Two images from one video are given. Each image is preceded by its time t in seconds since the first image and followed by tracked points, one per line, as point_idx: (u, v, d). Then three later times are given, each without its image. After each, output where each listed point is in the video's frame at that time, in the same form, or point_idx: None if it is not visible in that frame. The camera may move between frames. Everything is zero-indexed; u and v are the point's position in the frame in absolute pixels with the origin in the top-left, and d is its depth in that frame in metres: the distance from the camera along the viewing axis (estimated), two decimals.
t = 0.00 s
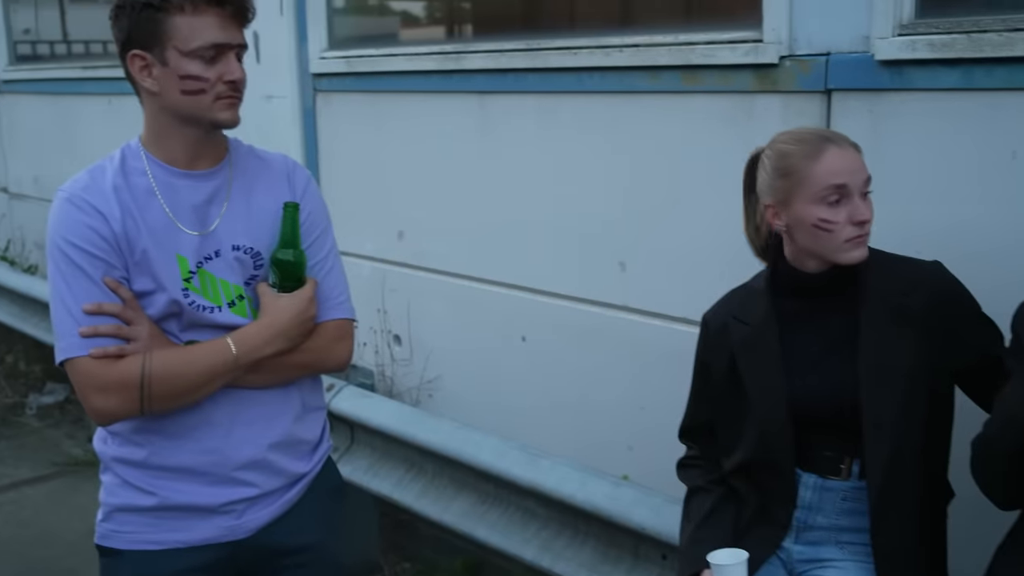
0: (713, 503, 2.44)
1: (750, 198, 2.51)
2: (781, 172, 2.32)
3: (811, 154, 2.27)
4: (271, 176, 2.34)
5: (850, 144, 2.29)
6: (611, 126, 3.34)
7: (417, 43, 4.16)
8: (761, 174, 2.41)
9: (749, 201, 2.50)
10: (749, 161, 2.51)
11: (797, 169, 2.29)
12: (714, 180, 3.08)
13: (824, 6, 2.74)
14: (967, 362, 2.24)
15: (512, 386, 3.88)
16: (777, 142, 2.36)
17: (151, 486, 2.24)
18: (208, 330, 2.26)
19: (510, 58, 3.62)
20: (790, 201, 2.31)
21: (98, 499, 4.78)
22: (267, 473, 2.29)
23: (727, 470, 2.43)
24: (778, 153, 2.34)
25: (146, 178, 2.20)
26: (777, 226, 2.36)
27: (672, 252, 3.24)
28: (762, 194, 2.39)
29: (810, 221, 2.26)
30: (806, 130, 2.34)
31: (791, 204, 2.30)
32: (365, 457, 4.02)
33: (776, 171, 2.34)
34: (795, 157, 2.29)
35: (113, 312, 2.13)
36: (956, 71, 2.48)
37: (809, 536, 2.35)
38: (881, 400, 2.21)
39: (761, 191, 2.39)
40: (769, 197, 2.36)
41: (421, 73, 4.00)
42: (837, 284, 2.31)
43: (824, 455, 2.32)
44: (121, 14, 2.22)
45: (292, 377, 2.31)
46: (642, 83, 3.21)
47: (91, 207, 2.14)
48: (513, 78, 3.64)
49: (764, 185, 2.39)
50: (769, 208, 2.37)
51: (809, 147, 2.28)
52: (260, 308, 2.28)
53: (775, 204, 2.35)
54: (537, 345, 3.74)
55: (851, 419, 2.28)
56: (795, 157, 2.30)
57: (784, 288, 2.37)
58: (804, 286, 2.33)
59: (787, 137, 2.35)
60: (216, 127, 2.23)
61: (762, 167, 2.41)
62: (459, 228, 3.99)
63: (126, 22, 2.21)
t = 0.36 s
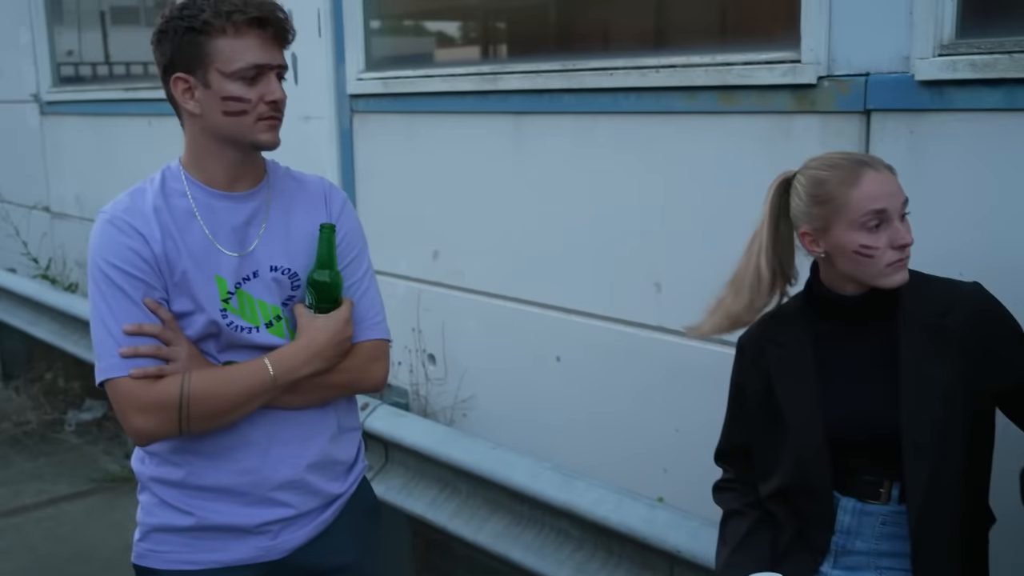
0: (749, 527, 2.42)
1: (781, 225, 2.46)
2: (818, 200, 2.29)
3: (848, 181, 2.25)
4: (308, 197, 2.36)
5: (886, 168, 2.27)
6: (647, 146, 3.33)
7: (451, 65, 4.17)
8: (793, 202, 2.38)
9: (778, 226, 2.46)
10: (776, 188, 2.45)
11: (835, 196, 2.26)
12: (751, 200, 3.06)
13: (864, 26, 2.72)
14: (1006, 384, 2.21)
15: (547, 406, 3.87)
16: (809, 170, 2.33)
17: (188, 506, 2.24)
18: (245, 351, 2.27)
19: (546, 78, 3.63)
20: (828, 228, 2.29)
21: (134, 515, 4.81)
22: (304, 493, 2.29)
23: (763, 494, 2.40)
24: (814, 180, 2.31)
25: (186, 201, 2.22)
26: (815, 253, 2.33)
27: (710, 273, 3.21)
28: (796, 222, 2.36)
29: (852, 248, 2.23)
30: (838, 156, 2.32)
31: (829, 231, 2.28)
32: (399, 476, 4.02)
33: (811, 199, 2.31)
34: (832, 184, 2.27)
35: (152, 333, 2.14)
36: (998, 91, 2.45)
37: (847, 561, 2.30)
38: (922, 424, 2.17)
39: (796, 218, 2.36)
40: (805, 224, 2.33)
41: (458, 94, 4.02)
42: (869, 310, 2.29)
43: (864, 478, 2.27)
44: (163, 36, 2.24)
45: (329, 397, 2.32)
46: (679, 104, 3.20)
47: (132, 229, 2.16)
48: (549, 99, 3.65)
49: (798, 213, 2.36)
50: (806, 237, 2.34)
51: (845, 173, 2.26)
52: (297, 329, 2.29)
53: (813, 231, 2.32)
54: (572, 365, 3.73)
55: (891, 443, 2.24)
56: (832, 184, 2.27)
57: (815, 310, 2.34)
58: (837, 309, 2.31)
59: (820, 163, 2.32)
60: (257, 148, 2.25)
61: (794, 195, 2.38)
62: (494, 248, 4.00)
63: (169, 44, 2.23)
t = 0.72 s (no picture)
0: (772, 547, 2.39)
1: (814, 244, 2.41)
2: (849, 217, 2.26)
3: (880, 198, 2.22)
4: (332, 213, 2.37)
5: (918, 185, 2.24)
6: (670, 162, 3.33)
7: (474, 81, 4.18)
8: (824, 218, 2.34)
9: (813, 246, 2.40)
10: (809, 207, 2.42)
11: (866, 213, 2.23)
12: (775, 218, 3.05)
13: (889, 43, 2.70)
14: None
15: (568, 422, 3.85)
16: (840, 187, 2.31)
17: (209, 520, 2.25)
18: (267, 366, 2.28)
19: (569, 94, 3.62)
20: (858, 246, 2.26)
21: (156, 527, 4.83)
22: (325, 508, 2.30)
23: (787, 513, 2.38)
24: (846, 197, 2.28)
25: (210, 216, 2.23)
26: (844, 270, 2.30)
27: (734, 290, 3.20)
28: (826, 239, 2.34)
29: (882, 267, 2.20)
30: (870, 172, 2.28)
31: (859, 249, 2.25)
32: (419, 490, 4.02)
33: (842, 216, 2.28)
34: (863, 202, 2.24)
35: (174, 347, 2.15)
36: None
37: None
38: (950, 445, 2.13)
39: (826, 235, 2.33)
40: (836, 241, 2.30)
41: (481, 109, 4.03)
42: (896, 329, 2.26)
43: (890, 499, 2.24)
44: (191, 53, 2.26)
45: (351, 413, 2.32)
46: (703, 121, 3.20)
47: (155, 243, 2.17)
48: (572, 115, 3.65)
49: (827, 230, 2.33)
50: (836, 253, 2.31)
51: (877, 191, 2.23)
52: (319, 344, 2.30)
53: (843, 248, 2.29)
54: (594, 381, 3.71)
55: (918, 463, 2.21)
56: (863, 202, 2.24)
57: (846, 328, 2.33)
58: (864, 326, 2.29)
59: (851, 180, 2.29)
60: (278, 166, 2.25)
61: (825, 212, 2.35)
62: (516, 263, 3.99)
63: (194, 61, 2.24)
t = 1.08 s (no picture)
0: (794, 560, 2.39)
1: (836, 256, 2.40)
2: (876, 230, 2.25)
3: (908, 212, 2.21)
4: (354, 224, 2.38)
5: (945, 200, 2.23)
6: (691, 173, 3.32)
7: (495, 92, 4.20)
8: (849, 231, 2.33)
9: (832, 258, 2.40)
10: (832, 218, 2.41)
11: (893, 227, 2.22)
12: (796, 229, 3.04)
13: (913, 55, 2.69)
14: None
15: (588, 433, 3.85)
16: (866, 199, 2.29)
17: (230, 530, 2.25)
18: (288, 375, 2.28)
19: (590, 105, 3.63)
20: (884, 259, 2.25)
21: (176, 535, 4.85)
22: (345, 519, 2.30)
23: (809, 527, 2.37)
24: (873, 210, 2.27)
25: (233, 226, 2.24)
26: (869, 283, 2.29)
27: (755, 301, 3.19)
28: (851, 251, 2.32)
29: (908, 281, 2.19)
30: (897, 186, 2.27)
31: (885, 262, 2.24)
32: (438, 500, 4.02)
33: (869, 229, 2.26)
34: (891, 215, 2.23)
35: (197, 357, 2.16)
36: None
37: None
38: (975, 461, 2.11)
39: (851, 248, 2.32)
40: (861, 254, 2.29)
41: (501, 120, 4.03)
42: (921, 344, 2.24)
43: (915, 514, 2.22)
44: (215, 63, 2.27)
45: (371, 423, 2.33)
46: (724, 132, 3.20)
47: (179, 253, 2.19)
48: (593, 125, 3.65)
49: (853, 243, 2.31)
50: (861, 267, 2.29)
51: (904, 205, 2.22)
52: (340, 354, 2.30)
53: (868, 262, 2.28)
54: (613, 392, 3.71)
55: (943, 478, 2.19)
56: (890, 216, 2.23)
57: (860, 343, 2.30)
58: (892, 340, 2.27)
59: (877, 193, 2.28)
60: (302, 177, 2.27)
61: (850, 224, 2.33)
62: (536, 273, 3.99)
63: (220, 72, 2.26)
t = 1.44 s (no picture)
0: (811, 567, 2.37)
1: (859, 264, 2.40)
2: (897, 240, 2.24)
3: (930, 223, 2.19)
4: (371, 227, 2.39)
5: (969, 210, 2.21)
6: (706, 178, 3.32)
7: (511, 97, 4.21)
8: (871, 240, 2.32)
9: (856, 266, 2.40)
10: (855, 225, 2.40)
11: (915, 237, 2.21)
12: (813, 235, 3.03)
13: (931, 60, 2.68)
14: None
15: (602, 437, 3.84)
16: (888, 209, 2.28)
17: (247, 533, 2.26)
18: (305, 378, 2.29)
19: (606, 110, 3.63)
20: (906, 269, 2.23)
21: (190, 538, 4.86)
22: (360, 522, 2.30)
23: (827, 533, 2.35)
24: (895, 220, 2.25)
25: (251, 229, 2.25)
26: (891, 293, 2.27)
27: (772, 308, 3.18)
28: (873, 261, 2.31)
29: (930, 292, 2.18)
30: (920, 195, 2.25)
31: (907, 273, 2.22)
32: (452, 505, 4.02)
33: (891, 239, 2.25)
34: (913, 226, 2.21)
35: (216, 358, 2.17)
36: None
37: None
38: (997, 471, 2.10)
39: (874, 257, 2.30)
40: (883, 264, 2.27)
41: (517, 125, 4.04)
42: (942, 353, 2.23)
43: (933, 523, 2.21)
44: (236, 67, 2.28)
45: (386, 426, 2.33)
46: (740, 137, 3.19)
47: (198, 255, 2.19)
48: (609, 130, 3.65)
49: (875, 251, 2.30)
50: (882, 276, 2.28)
51: (926, 215, 2.20)
52: (356, 357, 2.31)
53: (890, 271, 2.26)
54: (628, 397, 3.70)
55: (963, 487, 2.18)
56: (913, 225, 2.21)
57: (882, 351, 2.29)
58: (913, 349, 2.26)
59: (899, 202, 2.27)
60: (320, 181, 2.27)
61: (872, 233, 2.32)
62: (551, 278, 3.99)
63: (241, 76, 2.27)
